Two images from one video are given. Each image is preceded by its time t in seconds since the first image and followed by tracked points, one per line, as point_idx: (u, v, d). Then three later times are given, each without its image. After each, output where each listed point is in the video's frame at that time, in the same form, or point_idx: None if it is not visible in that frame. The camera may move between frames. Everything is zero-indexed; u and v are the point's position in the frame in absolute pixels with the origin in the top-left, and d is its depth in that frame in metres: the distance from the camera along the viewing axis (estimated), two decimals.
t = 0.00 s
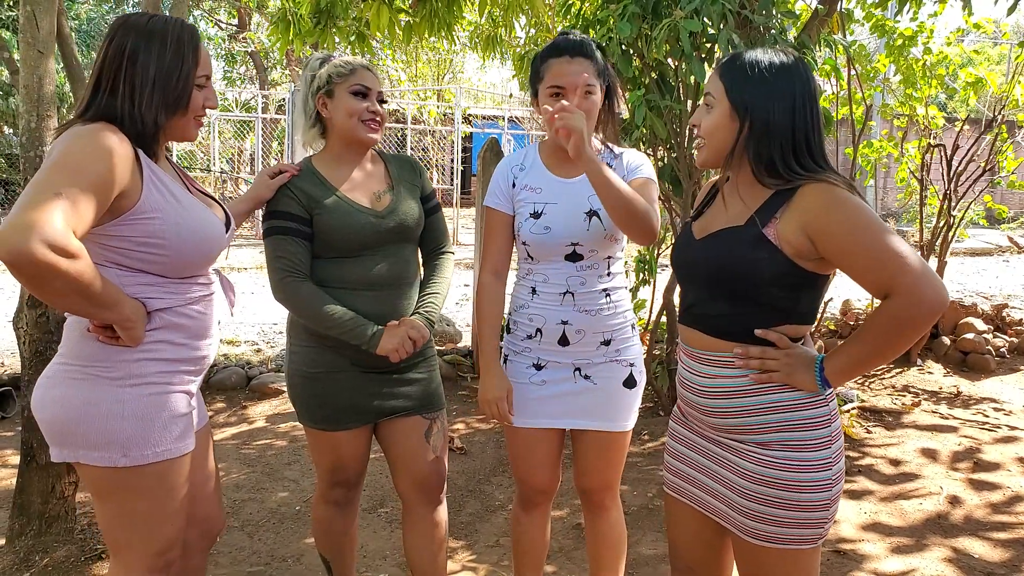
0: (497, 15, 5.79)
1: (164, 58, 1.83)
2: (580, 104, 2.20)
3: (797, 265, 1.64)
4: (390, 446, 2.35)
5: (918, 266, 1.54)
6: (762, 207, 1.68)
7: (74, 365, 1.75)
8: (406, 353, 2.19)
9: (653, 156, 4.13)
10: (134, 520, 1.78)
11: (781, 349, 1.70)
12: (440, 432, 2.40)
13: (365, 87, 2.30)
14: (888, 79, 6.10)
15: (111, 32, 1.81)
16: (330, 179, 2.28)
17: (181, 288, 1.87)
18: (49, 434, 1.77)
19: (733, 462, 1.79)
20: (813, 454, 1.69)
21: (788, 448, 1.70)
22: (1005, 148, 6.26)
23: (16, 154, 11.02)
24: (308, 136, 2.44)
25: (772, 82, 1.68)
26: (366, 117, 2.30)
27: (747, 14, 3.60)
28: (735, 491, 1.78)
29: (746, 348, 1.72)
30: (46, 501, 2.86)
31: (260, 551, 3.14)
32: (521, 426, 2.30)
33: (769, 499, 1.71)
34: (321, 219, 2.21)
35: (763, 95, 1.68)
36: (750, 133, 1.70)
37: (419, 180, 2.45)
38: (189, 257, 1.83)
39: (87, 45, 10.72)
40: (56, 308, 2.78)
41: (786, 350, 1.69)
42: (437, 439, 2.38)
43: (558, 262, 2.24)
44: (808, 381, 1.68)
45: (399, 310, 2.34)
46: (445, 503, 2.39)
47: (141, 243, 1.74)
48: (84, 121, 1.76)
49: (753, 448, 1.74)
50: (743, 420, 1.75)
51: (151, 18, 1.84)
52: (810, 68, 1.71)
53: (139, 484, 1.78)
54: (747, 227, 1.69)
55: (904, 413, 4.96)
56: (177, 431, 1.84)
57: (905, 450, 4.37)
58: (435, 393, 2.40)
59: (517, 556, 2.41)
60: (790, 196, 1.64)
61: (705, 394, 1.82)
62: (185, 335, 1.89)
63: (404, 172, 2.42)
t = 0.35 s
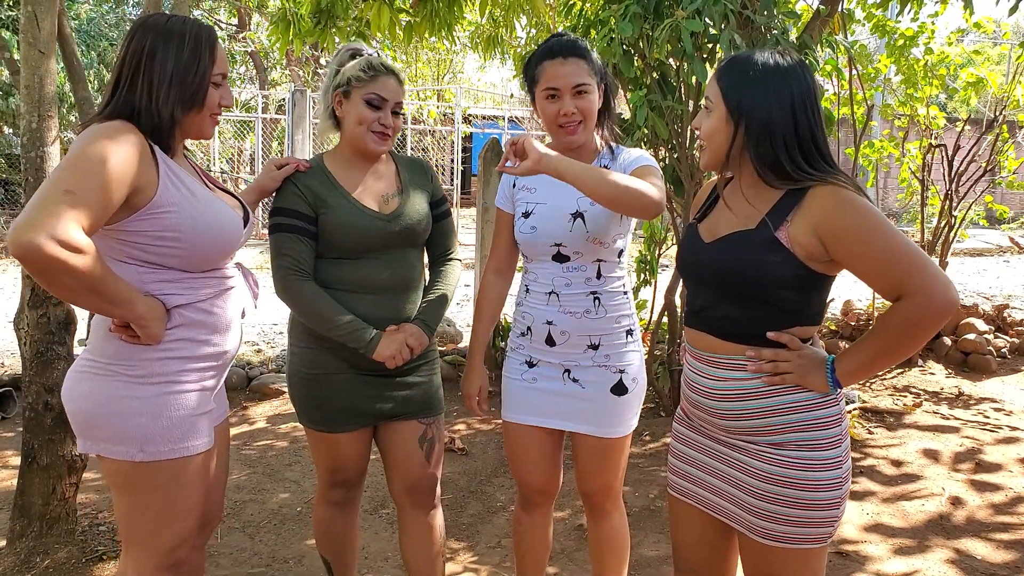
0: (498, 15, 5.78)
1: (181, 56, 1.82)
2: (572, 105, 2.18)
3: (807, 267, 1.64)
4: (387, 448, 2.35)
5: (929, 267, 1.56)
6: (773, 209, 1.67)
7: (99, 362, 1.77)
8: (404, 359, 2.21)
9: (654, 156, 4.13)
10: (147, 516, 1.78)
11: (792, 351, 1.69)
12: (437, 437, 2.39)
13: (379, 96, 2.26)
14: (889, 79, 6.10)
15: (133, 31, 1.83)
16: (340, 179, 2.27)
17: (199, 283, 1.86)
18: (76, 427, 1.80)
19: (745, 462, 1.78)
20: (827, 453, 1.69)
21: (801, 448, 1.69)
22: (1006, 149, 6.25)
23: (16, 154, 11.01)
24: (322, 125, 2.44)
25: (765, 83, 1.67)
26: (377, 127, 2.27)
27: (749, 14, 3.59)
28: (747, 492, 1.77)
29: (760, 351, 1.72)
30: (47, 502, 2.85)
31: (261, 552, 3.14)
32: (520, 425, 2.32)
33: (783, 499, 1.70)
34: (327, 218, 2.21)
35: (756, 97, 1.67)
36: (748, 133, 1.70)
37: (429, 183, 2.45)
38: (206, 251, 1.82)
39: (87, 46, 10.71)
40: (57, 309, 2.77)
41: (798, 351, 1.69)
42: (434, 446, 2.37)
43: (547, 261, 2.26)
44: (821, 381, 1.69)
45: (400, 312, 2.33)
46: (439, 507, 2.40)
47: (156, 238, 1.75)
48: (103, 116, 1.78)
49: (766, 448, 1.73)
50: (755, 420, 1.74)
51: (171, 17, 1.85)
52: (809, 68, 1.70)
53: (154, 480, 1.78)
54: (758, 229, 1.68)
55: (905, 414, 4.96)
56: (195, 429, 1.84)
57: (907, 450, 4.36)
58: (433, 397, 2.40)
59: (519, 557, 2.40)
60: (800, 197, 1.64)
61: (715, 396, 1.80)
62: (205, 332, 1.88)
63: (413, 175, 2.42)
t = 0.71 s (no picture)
0: (498, 14, 5.77)
1: (187, 55, 1.82)
2: (556, 98, 2.19)
3: (814, 267, 1.65)
4: (378, 448, 2.34)
5: (935, 267, 1.57)
6: (778, 210, 1.67)
7: (110, 357, 1.78)
8: (389, 379, 2.22)
9: (655, 156, 4.13)
10: (145, 515, 1.77)
11: (797, 351, 1.69)
12: (427, 441, 2.36)
13: (393, 113, 2.23)
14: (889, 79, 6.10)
15: (141, 32, 1.83)
16: (351, 182, 2.26)
17: (210, 280, 1.86)
18: (85, 420, 1.81)
19: (750, 461, 1.77)
20: (832, 452, 1.69)
21: (807, 447, 1.69)
22: (1007, 148, 6.25)
23: (15, 154, 11.00)
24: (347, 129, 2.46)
25: (778, 78, 1.68)
26: (383, 147, 2.24)
27: (750, 13, 3.59)
28: (750, 490, 1.76)
29: (765, 351, 1.72)
30: (48, 502, 2.85)
31: (262, 552, 3.13)
32: (519, 423, 2.32)
33: (787, 497, 1.70)
34: (333, 222, 2.21)
35: (767, 91, 1.68)
36: (760, 129, 1.70)
37: (447, 191, 2.41)
38: (216, 246, 1.82)
39: (86, 46, 10.71)
40: (57, 308, 2.77)
41: (802, 352, 1.68)
42: (422, 451, 2.34)
43: (539, 259, 2.27)
44: (824, 381, 1.68)
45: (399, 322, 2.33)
46: (432, 508, 2.40)
47: (165, 234, 1.74)
48: (112, 115, 1.78)
49: (772, 447, 1.73)
50: (760, 419, 1.73)
51: (177, 18, 1.85)
52: (813, 62, 1.71)
53: (154, 479, 1.78)
54: (765, 230, 1.68)
55: (906, 413, 4.96)
56: (198, 428, 1.83)
57: (907, 449, 4.36)
58: (427, 401, 2.37)
59: (521, 553, 2.40)
60: (806, 197, 1.65)
61: (720, 395, 1.80)
62: (216, 329, 1.88)
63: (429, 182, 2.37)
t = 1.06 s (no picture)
0: (498, 14, 5.76)
1: (179, 54, 1.81)
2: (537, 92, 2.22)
3: (817, 268, 1.64)
4: (376, 448, 2.33)
5: (940, 266, 1.57)
6: (784, 208, 1.67)
7: (101, 356, 1.77)
8: (380, 377, 2.19)
9: (654, 155, 4.12)
10: (136, 516, 1.76)
11: (801, 352, 1.69)
12: (425, 441, 2.35)
13: (370, 96, 2.24)
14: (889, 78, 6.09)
15: (135, 32, 1.83)
16: (342, 178, 2.26)
17: (202, 278, 1.85)
18: (77, 419, 1.81)
19: (753, 462, 1.76)
20: (835, 453, 1.68)
21: (811, 447, 1.68)
22: (1007, 148, 6.24)
23: (15, 154, 10.99)
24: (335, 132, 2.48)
25: (782, 77, 1.67)
26: (370, 128, 2.23)
27: (749, 12, 3.59)
28: (753, 491, 1.76)
29: (769, 352, 1.71)
30: (45, 502, 2.84)
31: (260, 552, 3.13)
32: (520, 425, 2.31)
33: (791, 498, 1.69)
34: (325, 218, 2.20)
35: (768, 89, 1.68)
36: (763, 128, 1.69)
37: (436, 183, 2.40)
38: (209, 244, 1.81)
39: (85, 45, 10.70)
40: (55, 308, 2.77)
41: (807, 352, 1.68)
42: (422, 450, 2.33)
43: (536, 254, 2.28)
44: (829, 382, 1.68)
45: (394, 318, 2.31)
46: (432, 507, 2.40)
47: (157, 232, 1.74)
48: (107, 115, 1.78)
49: (776, 448, 1.72)
50: (764, 419, 1.73)
51: (171, 17, 1.84)
52: (813, 57, 1.71)
53: (145, 480, 1.77)
54: (767, 231, 1.68)
55: (906, 413, 4.95)
56: (190, 429, 1.82)
57: (907, 449, 4.36)
58: (423, 401, 2.36)
59: (519, 551, 2.40)
60: (808, 197, 1.64)
61: (723, 396, 1.78)
62: (207, 330, 1.87)
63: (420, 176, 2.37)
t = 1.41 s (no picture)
0: (498, 13, 5.75)
1: (172, 47, 1.81)
2: (567, 97, 2.18)
3: (822, 264, 1.64)
4: (381, 445, 2.31)
5: (946, 261, 1.57)
6: (789, 202, 1.66)
7: (97, 355, 1.76)
8: (393, 374, 2.22)
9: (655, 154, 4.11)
10: (135, 516, 1.75)
11: (807, 349, 1.68)
12: (431, 435, 2.35)
13: (359, 80, 2.26)
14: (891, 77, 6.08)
15: (123, 26, 1.81)
16: (336, 172, 2.26)
17: (200, 276, 1.85)
18: (72, 421, 1.79)
19: (760, 459, 1.75)
20: (842, 449, 1.68)
21: (818, 444, 1.68)
22: (1008, 147, 6.23)
23: (15, 153, 10.98)
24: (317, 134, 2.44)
25: (797, 71, 1.66)
26: (365, 108, 2.25)
27: (751, 10, 3.58)
28: (760, 489, 1.75)
29: (774, 351, 1.70)
30: (47, 500, 2.83)
31: (262, 551, 3.12)
32: (528, 422, 2.31)
33: (798, 495, 1.69)
34: (325, 213, 2.19)
35: (786, 82, 1.66)
36: (779, 120, 1.67)
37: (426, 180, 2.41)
38: (208, 242, 1.81)
39: (85, 44, 10.69)
40: (56, 306, 2.76)
41: (813, 349, 1.68)
42: (428, 444, 2.33)
43: (547, 246, 2.27)
44: (836, 378, 1.67)
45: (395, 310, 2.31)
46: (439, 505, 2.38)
47: (156, 229, 1.73)
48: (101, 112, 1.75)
49: (784, 445, 1.71)
50: (771, 417, 1.72)
51: (160, 10, 1.83)
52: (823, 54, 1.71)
53: (145, 480, 1.76)
54: (774, 225, 1.67)
55: (908, 412, 4.94)
56: (190, 428, 1.82)
57: (909, 448, 4.35)
58: (427, 396, 2.35)
59: (525, 545, 2.39)
60: (812, 192, 1.64)
61: (729, 394, 1.77)
62: (206, 326, 1.86)
63: (409, 172, 2.38)
